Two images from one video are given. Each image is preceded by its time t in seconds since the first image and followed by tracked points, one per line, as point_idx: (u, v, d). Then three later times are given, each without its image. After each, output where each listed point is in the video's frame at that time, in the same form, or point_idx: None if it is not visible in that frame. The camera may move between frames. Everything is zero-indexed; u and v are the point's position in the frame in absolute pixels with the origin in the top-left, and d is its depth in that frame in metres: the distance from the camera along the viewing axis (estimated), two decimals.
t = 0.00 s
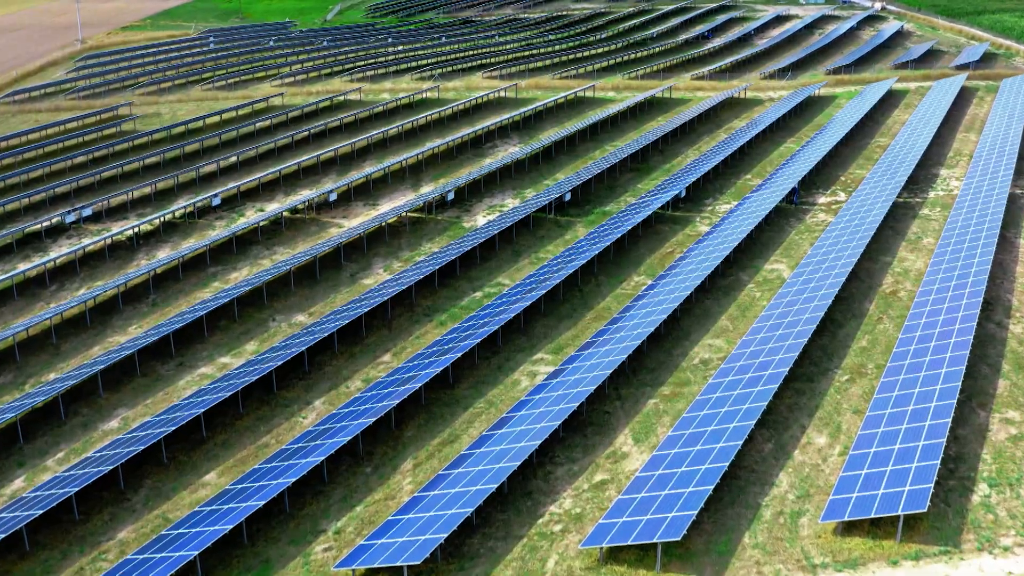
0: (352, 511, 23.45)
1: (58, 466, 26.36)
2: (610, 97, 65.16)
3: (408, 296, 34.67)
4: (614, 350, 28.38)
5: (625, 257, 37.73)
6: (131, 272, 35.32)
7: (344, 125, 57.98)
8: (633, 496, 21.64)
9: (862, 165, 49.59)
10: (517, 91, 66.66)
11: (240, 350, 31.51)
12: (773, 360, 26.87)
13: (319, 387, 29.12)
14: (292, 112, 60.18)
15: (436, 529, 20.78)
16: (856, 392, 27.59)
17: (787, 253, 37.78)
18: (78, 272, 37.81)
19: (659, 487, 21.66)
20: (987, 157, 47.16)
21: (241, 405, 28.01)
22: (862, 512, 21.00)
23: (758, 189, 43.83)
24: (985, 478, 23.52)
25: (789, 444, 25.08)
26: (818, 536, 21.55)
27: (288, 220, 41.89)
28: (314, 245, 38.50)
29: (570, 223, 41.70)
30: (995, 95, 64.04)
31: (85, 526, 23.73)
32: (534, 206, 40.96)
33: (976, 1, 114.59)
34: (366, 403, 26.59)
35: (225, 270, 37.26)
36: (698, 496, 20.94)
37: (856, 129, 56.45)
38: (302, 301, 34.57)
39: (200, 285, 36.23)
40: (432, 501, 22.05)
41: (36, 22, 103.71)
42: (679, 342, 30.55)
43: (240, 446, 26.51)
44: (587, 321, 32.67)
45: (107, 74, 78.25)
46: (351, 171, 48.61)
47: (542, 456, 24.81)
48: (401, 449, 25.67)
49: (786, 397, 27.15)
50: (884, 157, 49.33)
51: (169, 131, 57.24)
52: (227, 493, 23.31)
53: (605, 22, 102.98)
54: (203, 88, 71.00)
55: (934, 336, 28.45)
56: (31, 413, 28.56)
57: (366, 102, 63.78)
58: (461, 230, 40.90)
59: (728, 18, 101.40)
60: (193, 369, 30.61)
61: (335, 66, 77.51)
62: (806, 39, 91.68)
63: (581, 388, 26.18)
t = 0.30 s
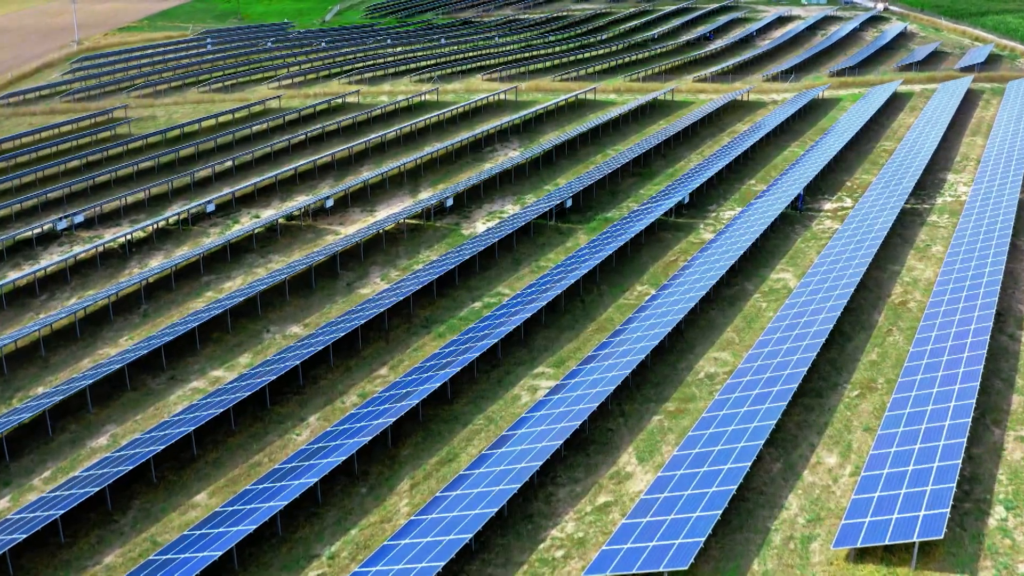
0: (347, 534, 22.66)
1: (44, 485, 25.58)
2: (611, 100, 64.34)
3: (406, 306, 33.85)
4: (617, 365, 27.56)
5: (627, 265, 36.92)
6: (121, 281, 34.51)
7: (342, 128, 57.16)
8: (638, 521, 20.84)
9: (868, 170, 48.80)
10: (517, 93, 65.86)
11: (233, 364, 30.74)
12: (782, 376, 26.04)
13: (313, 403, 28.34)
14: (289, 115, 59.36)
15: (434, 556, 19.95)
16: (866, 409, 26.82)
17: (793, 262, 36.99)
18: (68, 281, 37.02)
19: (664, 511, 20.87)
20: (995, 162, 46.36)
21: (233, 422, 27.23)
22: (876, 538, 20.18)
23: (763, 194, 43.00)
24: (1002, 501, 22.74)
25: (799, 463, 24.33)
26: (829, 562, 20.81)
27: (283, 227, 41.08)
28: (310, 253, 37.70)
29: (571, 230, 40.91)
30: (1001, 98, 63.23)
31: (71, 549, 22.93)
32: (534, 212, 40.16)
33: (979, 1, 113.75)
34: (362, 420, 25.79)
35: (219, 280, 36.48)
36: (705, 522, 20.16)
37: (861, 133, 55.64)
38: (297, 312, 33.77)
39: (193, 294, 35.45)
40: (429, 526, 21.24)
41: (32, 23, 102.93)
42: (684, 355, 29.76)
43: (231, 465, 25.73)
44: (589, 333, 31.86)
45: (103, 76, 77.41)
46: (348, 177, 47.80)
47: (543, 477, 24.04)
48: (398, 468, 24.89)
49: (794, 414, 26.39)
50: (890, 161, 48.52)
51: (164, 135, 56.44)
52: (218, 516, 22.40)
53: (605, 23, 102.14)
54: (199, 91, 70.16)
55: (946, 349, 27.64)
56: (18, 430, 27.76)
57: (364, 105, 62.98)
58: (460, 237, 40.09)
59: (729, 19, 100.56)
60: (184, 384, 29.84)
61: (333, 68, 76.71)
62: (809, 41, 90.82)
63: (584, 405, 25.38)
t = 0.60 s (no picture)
0: (341, 560, 21.86)
1: (30, 506, 24.79)
2: (613, 103, 63.53)
3: (403, 318, 33.04)
4: (620, 380, 26.73)
5: (629, 275, 36.10)
6: (112, 292, 33.72)
7: (339, 132, 56.32)
8: (643, 547, 20.03)
9: (874, 175, 48.01)
10: (517, 96, 65.04)
11: (226, 378, 29.97)
12: (790, 392, 25.20)
13: (308, 419, 27.55)
14: (286, 119, 58.55)
15: None
16: (877, 427, 26.06)
17: (799, 271, 36.20)
18: (58, 291, 36.22)
19: (670, 538, 20.07)
20: (1003, 167, 45.58)
21: (224, 440, 26.45)
22: (891, 566, 19.33)
23: (767, 200, 42.18)
24: (1019, 525, 21.99)
25: (808, 485, 23.57)
26: None
27: (278, 235, 40.25)
28: (305, 262, 36.88)
29: (573, 238, 40.11)
30: (1007, 101, 62.42)
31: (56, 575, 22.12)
32: (535, 220, 39.35)
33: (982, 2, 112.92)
34: (357, 438, 24.97)
35: (212, 289, 35.70)
36: (713, 550, 19.35)
37: (866, 136, 54.84)
38: (291, 323, 32.97)
39: (186, 305, 34.67)
40: (426, 553, 20.40)
41: (29, 24, 102.18)
42: (689, 370, 28.98)
43: (223, 485, 24.94)
44: (590, 345, 31.06)
45: (98, 78, 76.59)
46: (345, 182, 46.99)
47: (545, 499, 23.24)
48: (394, 489, 24.10)
49: (803, 432, 25.65)
50: (897, 167, 47.72)
51: (159, 139, 55.62)
52: (208, 541, 21.48)
53: (606, 25, 101.27)
54: (195, 93, 69.32)
55: (959, 363, 26.84)
56: (4, 447, 26.94)
57: (362, 109, 62.17)
58: (458, 245, 39.28)
59: (731, 20, 99.71)
60: (175, 399, 29.07)
61: (331, 70, 75.90)
62: (811, 42, 89.98)
63: (586, 424, 24.56)
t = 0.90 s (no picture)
0: None
1: (14, 528, 24.00)
2: (614, 106, 62.75)
3: (400, 329, 32.24)
4: (624, 397, 25.90)
5: (631, 285, 35.26)
6: (102, 303, 32.90)
7: (337, 136, 55.49)
8: None
9: (880, 181, 47.23)
10: (517, 99, 64.24)
11: (218, 393, 29.18)
12: (799, 411, 24.40)
13: (301, 437, 26.74)
14: (282, 123, 57.72)
15: None
16: (888, 446, 25.32)
17: (806, 281, 35.42)
18: (48, 301, 35.41)
19: (677, 566, 19.27)
20: (1012, 172, 44.79)
21: (215, 459, 25.66)
22: None
23: (771, 208, 41.38)
24: None
25: (819, 508, 22.82)
26: None
27: (274, 242, 39.42)
28: (301, 271, 36.07)
29: (574, 246, 39.32)
30: (1013, 104, 61.64)
31: None
32: (536, 228, 38.52)
33: (986, 3, 112.08)
34: (352, 459, 24.16)
35: (206, 300, 34.90)
36: None
37: (871, 140, 54.04)
38: (286, 335, 32.17)
39: (179, 316, 33.88)
40: None
41: (25, 25, 101.31)
42: (694, 385, 28.20)
43: (213, 507, 24.15)
44: (592, 359, 30.25)
45: (94, 81, 75.75)
46: (342, 188, 46.18)
47: (546, 523, 22.44)
48: (391, 512, 23.31)
49: (812, 452, 24.90)
50: (903, 172, 46.93)
51: (154, 143, 54.75)
52: (197, 567, 20.61)
53: (606, 26, 100.46)
54: (192, 96, 68.50)
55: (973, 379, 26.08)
56: None
57: (360, 112, 61.34)
58: (457, 254, 38.48)
59: (732, 21, 98.88)
60: (166, 415, 28.27)
61: (330, 72, 75.09)
62: (814, 44, 89.19)
63: (589, 444, 23.76)
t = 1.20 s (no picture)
0: None
1: None
2: (615, 109, 61.94)
3: (397, 342, 31.42)
4: (628, 415, 25.04)
5: (634, 295, 34.43)
6: (92, 315, 32.07)
7: (334, 140, 54.66)
8: None
9: (886, 187, 46.45)
10: (517, 102, 63.42)
11: (210, 409, 28.36)
12: (809, 430, 23.57)
13: (295, 456, 25.93)
14: (279, 126, 56.87)
15: None
16: (901, 466, 24.52)
17: (813, 290, 34.63)
18: (38, 312, 34.57)
19: None
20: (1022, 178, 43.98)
21: (206, 479, 24.82)
22: None
23: (776, 215, 40.57)
24: None
25: (830, 532, 22.03)
26: None
27: (268, 251, 38.60)
28: (296, 281, 35.24)
29: (575, 254, 38.50)
30: (1020, 107, 60.82)
31: None
32: (537, 235, 37.68)
33: (988, 5, 111.34)
34: (346, 480, 23.33)
35: (198, 310, 34.08)
36: None
37: (877, 144, 53.23)
38: (280, 348, 31.35)
39: (171, 327, 33.06)
40: None
41: (21, 27, 100.44)
42: (699, 401, 27.38)
43: (203, 530, 23.33)
44: (594, 373, 29.45)
45: (89, 84, 74.88)
46: (339, 194, 45.34)
47: (548, 548, 21.63)
48: (387, 536, 22.50)
49: (823, 473, 24.12)
50: (910, 177, 46.14)
51: (148, 147, 53.90)
52: None
53: (607, 27, 99.66)
54: (188, 99, 67.64)
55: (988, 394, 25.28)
56: None
57: (358, 116, 60.51)
58: (457, 262, 37.65)
59: (734, 22, 98.06)
60: (156, 432, 27.45)
61: (327, 74, 74.24)
62: (817, 45, 88.41)
63: (591, 465, 22.93)
